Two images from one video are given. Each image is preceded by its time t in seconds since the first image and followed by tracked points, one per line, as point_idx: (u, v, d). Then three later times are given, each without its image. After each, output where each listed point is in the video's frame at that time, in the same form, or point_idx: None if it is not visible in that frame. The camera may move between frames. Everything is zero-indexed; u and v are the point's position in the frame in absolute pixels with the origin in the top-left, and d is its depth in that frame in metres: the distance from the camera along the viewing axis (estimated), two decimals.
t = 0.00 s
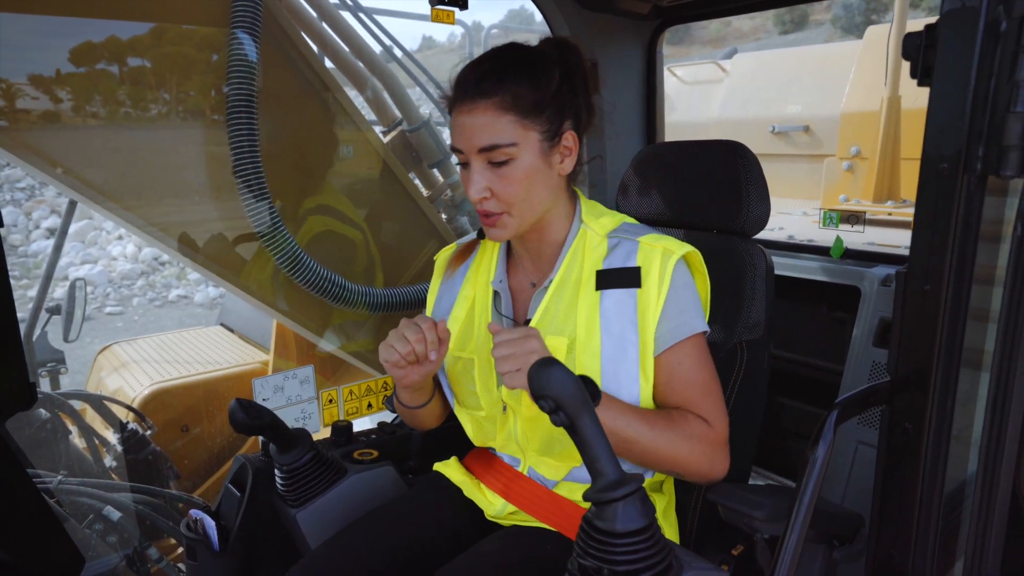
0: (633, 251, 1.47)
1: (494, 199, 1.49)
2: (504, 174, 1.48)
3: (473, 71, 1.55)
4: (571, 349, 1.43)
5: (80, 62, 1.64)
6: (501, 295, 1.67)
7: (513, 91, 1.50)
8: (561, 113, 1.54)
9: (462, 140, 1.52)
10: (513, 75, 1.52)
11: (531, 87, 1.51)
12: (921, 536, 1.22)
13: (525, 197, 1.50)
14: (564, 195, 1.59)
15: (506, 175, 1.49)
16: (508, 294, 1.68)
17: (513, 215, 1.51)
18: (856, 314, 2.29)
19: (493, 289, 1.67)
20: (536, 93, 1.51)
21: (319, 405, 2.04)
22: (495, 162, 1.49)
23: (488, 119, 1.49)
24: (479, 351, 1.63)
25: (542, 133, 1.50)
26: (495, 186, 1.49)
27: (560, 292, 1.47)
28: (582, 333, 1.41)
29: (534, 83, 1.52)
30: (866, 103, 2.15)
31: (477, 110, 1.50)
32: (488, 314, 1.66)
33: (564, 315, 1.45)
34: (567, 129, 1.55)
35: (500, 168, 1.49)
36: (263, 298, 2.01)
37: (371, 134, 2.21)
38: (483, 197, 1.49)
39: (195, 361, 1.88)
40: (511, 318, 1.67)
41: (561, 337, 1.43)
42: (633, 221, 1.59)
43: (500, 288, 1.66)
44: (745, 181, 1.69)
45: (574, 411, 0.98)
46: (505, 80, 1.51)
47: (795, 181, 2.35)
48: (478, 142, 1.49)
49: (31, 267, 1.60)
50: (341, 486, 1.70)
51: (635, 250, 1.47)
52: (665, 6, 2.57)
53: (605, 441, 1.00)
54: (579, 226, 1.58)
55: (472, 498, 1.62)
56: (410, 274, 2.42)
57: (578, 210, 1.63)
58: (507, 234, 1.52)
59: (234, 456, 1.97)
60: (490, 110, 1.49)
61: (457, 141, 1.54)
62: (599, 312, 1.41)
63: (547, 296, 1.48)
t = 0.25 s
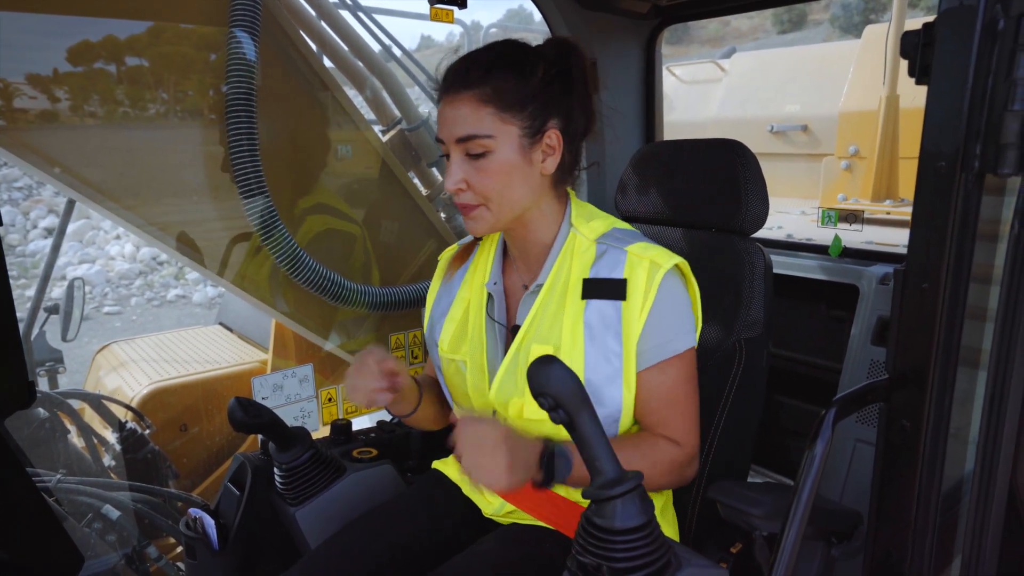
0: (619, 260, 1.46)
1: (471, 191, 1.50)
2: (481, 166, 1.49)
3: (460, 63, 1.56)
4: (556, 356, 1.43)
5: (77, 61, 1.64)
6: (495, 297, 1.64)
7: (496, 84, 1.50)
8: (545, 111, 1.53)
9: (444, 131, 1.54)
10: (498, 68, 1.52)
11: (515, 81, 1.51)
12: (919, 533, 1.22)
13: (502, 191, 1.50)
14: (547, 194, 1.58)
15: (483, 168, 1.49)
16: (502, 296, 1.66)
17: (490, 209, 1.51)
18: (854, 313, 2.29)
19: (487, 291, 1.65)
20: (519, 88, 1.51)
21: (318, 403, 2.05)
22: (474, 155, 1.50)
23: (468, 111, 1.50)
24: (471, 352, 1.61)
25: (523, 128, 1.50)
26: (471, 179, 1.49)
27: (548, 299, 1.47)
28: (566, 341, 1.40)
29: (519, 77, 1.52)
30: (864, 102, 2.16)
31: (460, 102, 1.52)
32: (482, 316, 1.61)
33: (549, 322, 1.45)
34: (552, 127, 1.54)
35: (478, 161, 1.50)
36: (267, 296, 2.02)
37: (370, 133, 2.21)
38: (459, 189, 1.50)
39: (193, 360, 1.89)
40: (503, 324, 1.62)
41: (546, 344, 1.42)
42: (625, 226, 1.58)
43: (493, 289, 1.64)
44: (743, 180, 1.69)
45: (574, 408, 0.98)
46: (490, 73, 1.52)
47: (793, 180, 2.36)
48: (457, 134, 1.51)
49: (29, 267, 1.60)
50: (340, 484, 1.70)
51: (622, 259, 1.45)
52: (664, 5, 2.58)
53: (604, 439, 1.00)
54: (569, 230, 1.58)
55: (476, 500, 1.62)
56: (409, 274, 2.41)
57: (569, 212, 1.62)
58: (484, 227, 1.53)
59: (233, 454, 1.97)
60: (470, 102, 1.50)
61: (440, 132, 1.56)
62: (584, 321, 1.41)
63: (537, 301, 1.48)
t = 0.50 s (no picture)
0: (604, 264, 1.46)
1: (465, 178, 1.52)
2: (474, 153, 1.51)
3: (463, 55, 1.59)
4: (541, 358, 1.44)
5: (75, 60, 1.64)
6: (490, 293, 1.64)
7: (494, 73, 1.52)
8: (543, 105, 1.54)
9: (444, 118, 1.57)
10: (499, 59, 1.54)
11: (512, 70, 1.52)
12: (912, 531, 1.22)
13: (493, 180, 1.50)
14: (543, 189, 1.57)
15: (476, 155, 1.51)
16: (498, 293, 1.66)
17: (482, 197, 1.52)
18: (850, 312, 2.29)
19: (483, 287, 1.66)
20: (517, 79, 1.52)
21: (315, 403, 2.06)
22: (469, 142, 1.52)
23: (466, 98, 1.53)
24: (467, 348, 1.61)
25: (518, 119, 1.51)
26: (464, 165, 1.51)
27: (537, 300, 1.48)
28: (551, 342, 1.41)
29: (518, 69, 1.53)
30: (861, 102, 2.17)
31: (459, 89, 1.54)
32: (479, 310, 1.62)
33: (535, 324, 1.46)
34: (548, 121, 1.54)
35: (473, 148, 1.51)
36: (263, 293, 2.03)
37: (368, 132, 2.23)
38: (452, 174, 1.52)
39: (191, 359, 1.91)
40: (498, 324, 1.61)
41: (530, 347, 1.44)
42: (618, 230, 1.56)
43: (489, 285, 1.64)
44: (739, 180, 1.69)
45: (569, 407, 0.98)
46: (490, 64, 1.54)
47: (789, 180, 2.37)
48: (454, 120, 1.54)
49: (27, 267, 1.59)
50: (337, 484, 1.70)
51: (607, 263, 1.45)
52: (661, 5, 2.58)
53: (599, 437, 1.00)
54: (561, 230, 1.57)
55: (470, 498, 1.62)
56: (406, 273, 2.41)
57: (564, 211, 1.61)
58: (476, 215, 1.54)
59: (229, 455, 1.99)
60: (468, 90, 1.53)
61: (442, 121, 1.59)
62: (567, 324, 1.41)
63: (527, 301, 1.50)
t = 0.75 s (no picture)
0: (605, 255, 1.45)
1: (467, 174, 1.51)
2: (479, 151, 1.50)
3: (483, 47, 1.57)
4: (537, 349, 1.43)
5: (72, 59, 1.63)
6: (485, 287, 1.65)
7: (510, 73, 1.51)
8: (554, 112, 1.53)
9: (455, 110, 1.55)
10: (515, 57, 1.53)
11: (528, 73, 1.51)
12: (908, 530, 1.22)
13: (494, 181, 1.50)
14: (543, 194, 1.58)
15: (480, 153, 1.50)
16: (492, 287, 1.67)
17: (481, 195, 1.52)
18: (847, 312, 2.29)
19: (478, 282, 1.67)
20: (530, 81, 1.51)
21: (311, 402, 2.05)
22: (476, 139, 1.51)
23: (480, 95, 1.51)
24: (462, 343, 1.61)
25: (526, 124, 1.50)
26: (467, 161, 1.51)
27: (536, 290, 1.48)
28: (547, 333, 1.41)
29: (533, 70, 1.52)
30: (858, 102, 2.16)
31: (473, 85, 1.53)
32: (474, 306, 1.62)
33: (534, 315, 1.46)
34: (556, 130, 1.53)
35: (478, 146, 1.51)
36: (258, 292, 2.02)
37: (364, 131, 2.22)
38: (454, 168, 1.51)
39: (188, 359, 1.88)
40: (492, 317, 1.64)
41: (527, 338, 1.44)
42: (616, 223, 1.57)
43: (484, 280, 1.65)
44: (736, 178, 1.69)
45: (565, 407, 0.98)
46: (505, 61, 1.53)
47: (787, 180, 2.36)
48: (464, 115, 1.52)
49: (24, 267, 1.59)
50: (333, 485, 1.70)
51: (608, 253, 1.45)
52: (658, 5, 2.58)
53: (595, 436, 1.00)
54: (560, 224, 1.57)
55: (464, 497, 1.62)
56: (401, 274, 2.42)
57: (561, 209, 1.61)
58: (474, 212, 1.54)
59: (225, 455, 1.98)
60: (482, 87, 1.51)
61: (453, 112, 1.57)
62: (565, 314, 1.41)
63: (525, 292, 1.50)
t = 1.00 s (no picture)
0: (599, 258, 1.44)
1: (465, 174, 1.49)
2: (479, 154, 1.48)
3: (493, 44, 1.54)
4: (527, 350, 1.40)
5: (71, 58, 1.63)
6: (478, 287, 1.64)
7: (518, 78, 1.48)
8: (557, 122, 1.51)
9: (459, 108, 1.52)
10: (524, 60, 1.50)
11: (536, 79, 1.48)
12: (907, 538, 1.20)
13: (491, 186, 1.48)
14: (539, 200, 1.56)
15: (480, 156, 1.48)
16: (484, 288, 1.65)
17: (476, 198, 1.50)
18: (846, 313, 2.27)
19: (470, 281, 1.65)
20: (536, 87, 1.49)
21: (305, 406, 1.99)
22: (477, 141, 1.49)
23: (484, 96, 1.48)
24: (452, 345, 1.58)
25: (530, 131, 1.48)
26: (466, 162, 1.48)
27: (530, 291, 1.46)
28: (537, 333, 1.38)
29: (541, 75, 1.50)
30: (857, 102, 2.15)
31: (480, 85, 1.50)
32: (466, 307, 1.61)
33: (526, 316, 1.44)
34: (558, 139, 1.52)
35: (479, 150, 1.48)
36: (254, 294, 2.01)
37: (360, 131, 2.21)
38: (453, 167, 1.49)
39: (184, 360, 1.84)
40: (485, 319, 1.62)
41: (517, 338, 1.42)
42: (611, 227, 1.56)
43: (477, 280, 1.64)
44: (733, 180, 1.67)
45: (558, 413, 0.97)
46: (512, 64, 1.49)
47: (786, 180, 2.35)
48: (467, 115, 1.49)
49: (24, 267, 1.57)
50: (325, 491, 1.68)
51: (602, 257, 1.43)
52: (655, 4, 2.56)
53: (590, 443, 0.98)
54: (554, 226, 1.56)
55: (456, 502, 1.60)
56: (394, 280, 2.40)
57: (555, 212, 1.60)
58: (469, 214, 1.52)
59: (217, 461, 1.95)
60: (487, 89, 1.48)
61: (457, 108, 1.54)
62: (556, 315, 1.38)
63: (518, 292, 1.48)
